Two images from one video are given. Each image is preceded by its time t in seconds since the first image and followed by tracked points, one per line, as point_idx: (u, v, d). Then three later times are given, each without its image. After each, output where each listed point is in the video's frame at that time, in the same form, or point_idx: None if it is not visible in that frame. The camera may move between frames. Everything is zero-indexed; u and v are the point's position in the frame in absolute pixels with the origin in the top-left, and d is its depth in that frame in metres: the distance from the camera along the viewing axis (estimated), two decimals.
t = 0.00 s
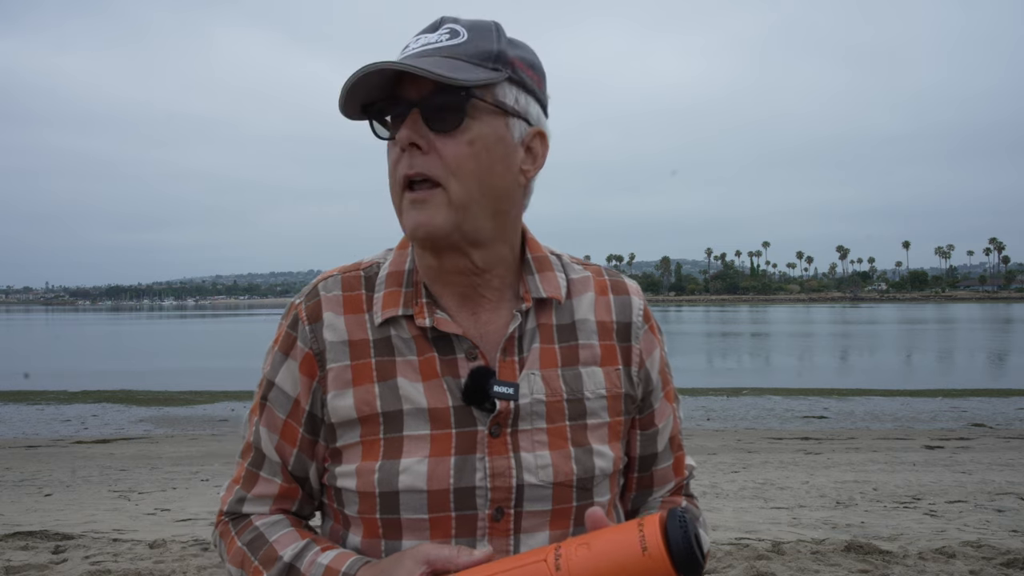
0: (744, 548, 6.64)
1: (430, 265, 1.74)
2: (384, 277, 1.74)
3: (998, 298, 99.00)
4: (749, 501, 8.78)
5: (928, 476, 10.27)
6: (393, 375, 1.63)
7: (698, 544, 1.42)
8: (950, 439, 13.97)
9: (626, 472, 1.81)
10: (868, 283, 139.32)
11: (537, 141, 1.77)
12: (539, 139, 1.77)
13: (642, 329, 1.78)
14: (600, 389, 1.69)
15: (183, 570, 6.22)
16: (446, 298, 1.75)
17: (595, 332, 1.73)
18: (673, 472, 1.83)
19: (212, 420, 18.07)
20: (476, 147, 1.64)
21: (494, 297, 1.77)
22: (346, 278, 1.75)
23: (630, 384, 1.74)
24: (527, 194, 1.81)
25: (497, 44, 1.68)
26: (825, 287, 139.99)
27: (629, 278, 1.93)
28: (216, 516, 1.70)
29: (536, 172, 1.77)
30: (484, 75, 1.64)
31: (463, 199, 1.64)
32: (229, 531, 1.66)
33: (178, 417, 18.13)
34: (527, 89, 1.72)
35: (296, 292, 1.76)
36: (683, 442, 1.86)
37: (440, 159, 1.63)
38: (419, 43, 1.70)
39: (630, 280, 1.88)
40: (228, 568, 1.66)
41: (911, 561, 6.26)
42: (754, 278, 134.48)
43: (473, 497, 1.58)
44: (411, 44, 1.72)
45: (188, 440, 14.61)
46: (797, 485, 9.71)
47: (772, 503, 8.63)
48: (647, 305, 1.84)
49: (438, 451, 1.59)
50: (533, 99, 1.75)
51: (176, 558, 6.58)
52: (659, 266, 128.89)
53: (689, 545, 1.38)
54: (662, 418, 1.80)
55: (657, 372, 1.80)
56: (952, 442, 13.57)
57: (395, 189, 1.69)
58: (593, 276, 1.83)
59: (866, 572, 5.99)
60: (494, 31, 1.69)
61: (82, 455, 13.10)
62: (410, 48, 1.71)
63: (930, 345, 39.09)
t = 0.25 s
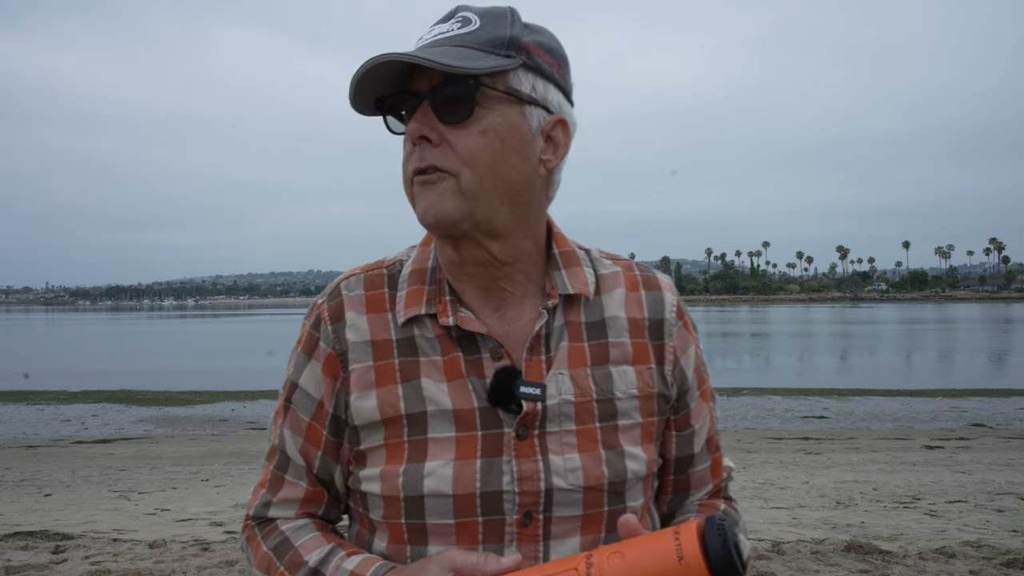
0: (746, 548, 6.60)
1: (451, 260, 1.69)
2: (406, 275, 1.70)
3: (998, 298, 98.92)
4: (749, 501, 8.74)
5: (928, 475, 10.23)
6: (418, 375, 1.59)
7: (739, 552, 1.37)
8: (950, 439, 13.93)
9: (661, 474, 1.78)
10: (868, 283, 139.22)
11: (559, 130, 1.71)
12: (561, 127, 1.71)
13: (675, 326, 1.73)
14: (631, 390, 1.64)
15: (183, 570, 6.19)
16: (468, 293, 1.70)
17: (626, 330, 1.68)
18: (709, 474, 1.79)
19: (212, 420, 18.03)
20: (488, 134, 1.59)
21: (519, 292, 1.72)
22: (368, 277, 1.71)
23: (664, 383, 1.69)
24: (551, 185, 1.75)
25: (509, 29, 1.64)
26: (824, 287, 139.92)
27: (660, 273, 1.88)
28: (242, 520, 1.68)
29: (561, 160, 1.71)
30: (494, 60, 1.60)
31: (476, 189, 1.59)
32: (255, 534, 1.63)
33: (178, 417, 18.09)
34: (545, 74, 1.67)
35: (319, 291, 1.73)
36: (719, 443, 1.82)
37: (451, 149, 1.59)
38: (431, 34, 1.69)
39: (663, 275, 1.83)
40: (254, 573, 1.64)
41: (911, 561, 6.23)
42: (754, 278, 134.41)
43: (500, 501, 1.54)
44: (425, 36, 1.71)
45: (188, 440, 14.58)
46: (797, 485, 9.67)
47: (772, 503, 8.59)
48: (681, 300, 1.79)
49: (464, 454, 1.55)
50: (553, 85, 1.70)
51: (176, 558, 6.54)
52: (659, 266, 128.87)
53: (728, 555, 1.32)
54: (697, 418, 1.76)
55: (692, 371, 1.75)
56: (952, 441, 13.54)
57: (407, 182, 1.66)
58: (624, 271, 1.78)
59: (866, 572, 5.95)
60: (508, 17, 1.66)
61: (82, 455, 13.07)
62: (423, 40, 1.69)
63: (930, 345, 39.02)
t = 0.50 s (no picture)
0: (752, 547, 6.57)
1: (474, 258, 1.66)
2: (429, 272, 1.66)
3: (998, 298, 98.84)
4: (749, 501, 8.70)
5: (927, 475, 10.21)
6: (442, 376, 1.56)
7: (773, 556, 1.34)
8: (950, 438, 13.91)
9: (695, 475, 1.74)
10: (869, 283, 139.16)
11: (582, 119, 1.67)
12: (585, 117, 1.67)
13: (707, 322, 1.68)
14: (663, 388, 1.60)
15: (183, 570, 6.17)
16: (492, 292, 1.67)
17: (656, 326, 1.64)
18: (745, 474, 1.74)
19: (212, 420, 18.00)
20: (509, 128, 1.56)
21: (545, 290, 1.69)
22: (390, 276, 1.67)
23: (697, 381, 1.65)
24: (575, 177, 1.71)
25: (529, 17, 1.60)
26: (824, 287, 139.89)
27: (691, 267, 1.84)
28: (268, 524, 1.65)
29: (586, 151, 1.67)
30: (512, 50, 1.56)
31: (498, 185, 1.55)
32: (281, 538, 1.61)
33: (178, 417, 18.07)
34: (566, 62, 1.64)
35: (341, 291, 1.70)
36: (756, 442, 1.77)
37: (470, 144, 1.56)
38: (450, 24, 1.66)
39: (694, 269, 1.78)
40: None
41: (911, 561, 6.19)
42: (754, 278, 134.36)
43: (528, 504, 1.51)
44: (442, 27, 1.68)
45: (189, 440, 14.55)
46: (797, 485, 9.64)
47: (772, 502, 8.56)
48: (712, 295, 1.74)
49: (490, 456, 1.52)
50: (575, 73, 1.66)
51: (176, 558, 6.51)
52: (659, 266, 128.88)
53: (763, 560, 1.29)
54: (732, 417, 1.71)
55: (726, 368, 1.70)
56: (952, 441, 13.51)
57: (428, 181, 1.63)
58: (653, 265, 1.73)
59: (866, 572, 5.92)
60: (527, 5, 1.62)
61: (82, 455, 13.03)
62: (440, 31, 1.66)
63: (930, 345, 38.97)
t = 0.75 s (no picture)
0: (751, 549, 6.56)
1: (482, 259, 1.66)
2: (434, 274, 1.66)
3: (998, 298, 98.80)
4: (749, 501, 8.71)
5: (927, 475, 10.21)
6: (447, 378, 1.56)
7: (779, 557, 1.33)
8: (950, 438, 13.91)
9: (703, 473, 1.74)
10: (869, 283, 139.16)
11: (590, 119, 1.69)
12: (592, 117, 1.69)
13: (712, 319, 1.68)
14: (668, 388, 1.60)
15: (183, 570, 6.17)
16: (498, 294, 1.67)
17: (661, 326, 1.64)
18: (754, 472, 1.74)
19: (212, 421, 18.00)
20: (532, 131, 1.56)
21: (552, 291, 1.69)
22: (395, 277, 1.67)
23: (702, 380, 1.65)
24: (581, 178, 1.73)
25: (548, 17, 1.59)
26: (824, 287, 139.87)
27: (697, 264, 1.83)
28: (276, 526, 1.65)
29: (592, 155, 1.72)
30: (535, 51, 1.56)
31: (522, 189, 1.56)
32: (288, 540, 1.61)
33: (178, 417, 18.07)
34: (580, 63, 1.65)
35: (346, 292, 1.70)
36: (765, 440, 1.76)
37: (492, 146, 1.55)
38: (463, 20, 1.62)
39: (700, 266, 1.78)
40: None
41: (911, 561, 6.19)
42: (754, 278, 134.36)
43: (535, 506, 1.51)
44: (452, 22, 1.64)
45: (189, 440, 14.55)
46: (797, 485, 9.64)
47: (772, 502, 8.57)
48: (718, 292, 1.74)
49: (496, 459, 1.52)
50: (586, 76, 1.68)
51: (176, 559, 6.51)
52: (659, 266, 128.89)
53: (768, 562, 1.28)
54: (739, 415, 1.71)
55: (732, 365, 1.69)
56: (952, 441, 13.51)
57: (444, 182, 1.60)
58: (658, 263, 1.73)
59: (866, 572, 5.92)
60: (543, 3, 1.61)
61: (82, 455, 13.04)
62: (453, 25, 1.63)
63: (931, 345, 38.95)
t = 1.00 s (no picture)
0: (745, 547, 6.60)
1: (474, 266, 1.67)
2: (420, 278, 1.68)
3: (999, 298, 98.81)
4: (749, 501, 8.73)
5: (927, 476, 10.23)
6: (432, 383, 1.58)
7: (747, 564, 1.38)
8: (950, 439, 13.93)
9: (677, 475, 1.76)
10: (869, 283, 139.15)
11: (577, 132, 1.74)
12: (577, 131, 1.75)
13: (691, 326, 1.70)
14: (647, 394, 1.62)
15: (183, 570, 6.19)
16: (486, 300, 1.69)
17: (641, 334, 1.66)
18: (725, 473, 1.76)
19: (212, 421, 18.02)
20: (551, 142, 1.60)
21: (538, 297, 1.70)
22: (381, 280, 1.69)
23: (679, 386, 1.67)
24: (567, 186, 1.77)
25: (556, 33, 1.63)
26: (825, 287, 139.91)
27: (676, 270, 1.86)
28: (258, 522, 1.68)
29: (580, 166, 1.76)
30: (555, 68, 1.59)
31: (542, 199, 1.58)
32: (270, 536, 1.64)
33: (178, 417, 18.09)
34: (576, 79, 1.71)
35: (332, 293, 1.72)
36: (737, 442, 1.78)
37: (516, 156, 1.56)
38: (471, 28, 1.59)
39: (679, 273, 1.80)
40: (270, 575, 1.64)
41: (911, 561, 6.21)
42: (754, 278, 134.37)
43: (516, 508, 1.53)
44: (456, 28, 1.60)
45: (189, 440, 14.57)
46: (797, 485, 9.66)
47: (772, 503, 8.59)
48: (697, 299, 1.76)
49: (479, 462, 1.54)
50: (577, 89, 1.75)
51: (176, 559, 6.53)
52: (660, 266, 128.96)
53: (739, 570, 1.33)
54: (712, 419, 1.73)
55: (707, 371, 1.72)
56: (952, 441, 13.53)
57: (459, 189, 1.57)
58: (639, 271, 1.76)
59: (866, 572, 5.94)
60: (548, 19, 1.64)
61: (82, 455, 13.06)
62: (461, 30, 1.59)
63: (931, 345, 38.98)
